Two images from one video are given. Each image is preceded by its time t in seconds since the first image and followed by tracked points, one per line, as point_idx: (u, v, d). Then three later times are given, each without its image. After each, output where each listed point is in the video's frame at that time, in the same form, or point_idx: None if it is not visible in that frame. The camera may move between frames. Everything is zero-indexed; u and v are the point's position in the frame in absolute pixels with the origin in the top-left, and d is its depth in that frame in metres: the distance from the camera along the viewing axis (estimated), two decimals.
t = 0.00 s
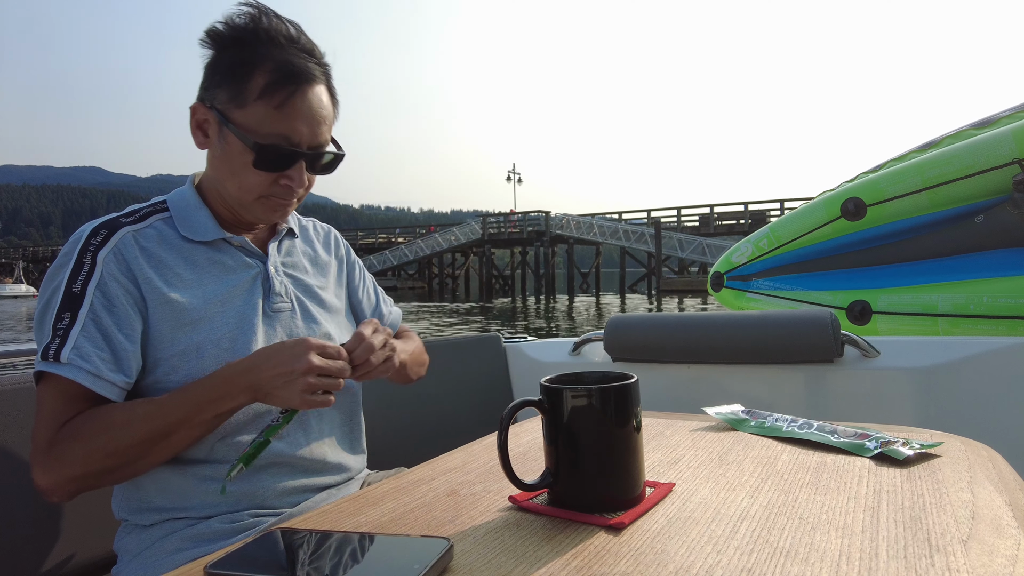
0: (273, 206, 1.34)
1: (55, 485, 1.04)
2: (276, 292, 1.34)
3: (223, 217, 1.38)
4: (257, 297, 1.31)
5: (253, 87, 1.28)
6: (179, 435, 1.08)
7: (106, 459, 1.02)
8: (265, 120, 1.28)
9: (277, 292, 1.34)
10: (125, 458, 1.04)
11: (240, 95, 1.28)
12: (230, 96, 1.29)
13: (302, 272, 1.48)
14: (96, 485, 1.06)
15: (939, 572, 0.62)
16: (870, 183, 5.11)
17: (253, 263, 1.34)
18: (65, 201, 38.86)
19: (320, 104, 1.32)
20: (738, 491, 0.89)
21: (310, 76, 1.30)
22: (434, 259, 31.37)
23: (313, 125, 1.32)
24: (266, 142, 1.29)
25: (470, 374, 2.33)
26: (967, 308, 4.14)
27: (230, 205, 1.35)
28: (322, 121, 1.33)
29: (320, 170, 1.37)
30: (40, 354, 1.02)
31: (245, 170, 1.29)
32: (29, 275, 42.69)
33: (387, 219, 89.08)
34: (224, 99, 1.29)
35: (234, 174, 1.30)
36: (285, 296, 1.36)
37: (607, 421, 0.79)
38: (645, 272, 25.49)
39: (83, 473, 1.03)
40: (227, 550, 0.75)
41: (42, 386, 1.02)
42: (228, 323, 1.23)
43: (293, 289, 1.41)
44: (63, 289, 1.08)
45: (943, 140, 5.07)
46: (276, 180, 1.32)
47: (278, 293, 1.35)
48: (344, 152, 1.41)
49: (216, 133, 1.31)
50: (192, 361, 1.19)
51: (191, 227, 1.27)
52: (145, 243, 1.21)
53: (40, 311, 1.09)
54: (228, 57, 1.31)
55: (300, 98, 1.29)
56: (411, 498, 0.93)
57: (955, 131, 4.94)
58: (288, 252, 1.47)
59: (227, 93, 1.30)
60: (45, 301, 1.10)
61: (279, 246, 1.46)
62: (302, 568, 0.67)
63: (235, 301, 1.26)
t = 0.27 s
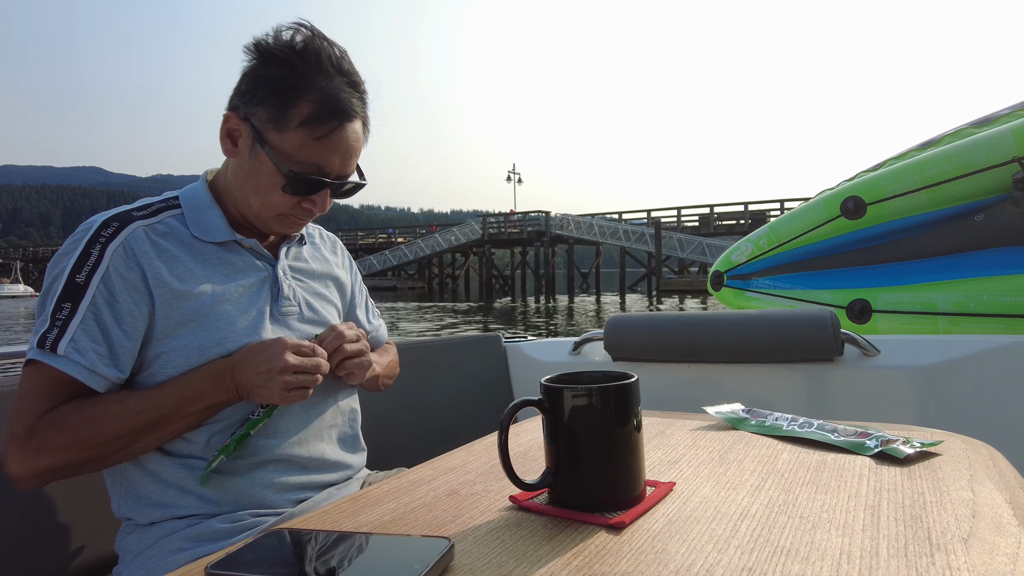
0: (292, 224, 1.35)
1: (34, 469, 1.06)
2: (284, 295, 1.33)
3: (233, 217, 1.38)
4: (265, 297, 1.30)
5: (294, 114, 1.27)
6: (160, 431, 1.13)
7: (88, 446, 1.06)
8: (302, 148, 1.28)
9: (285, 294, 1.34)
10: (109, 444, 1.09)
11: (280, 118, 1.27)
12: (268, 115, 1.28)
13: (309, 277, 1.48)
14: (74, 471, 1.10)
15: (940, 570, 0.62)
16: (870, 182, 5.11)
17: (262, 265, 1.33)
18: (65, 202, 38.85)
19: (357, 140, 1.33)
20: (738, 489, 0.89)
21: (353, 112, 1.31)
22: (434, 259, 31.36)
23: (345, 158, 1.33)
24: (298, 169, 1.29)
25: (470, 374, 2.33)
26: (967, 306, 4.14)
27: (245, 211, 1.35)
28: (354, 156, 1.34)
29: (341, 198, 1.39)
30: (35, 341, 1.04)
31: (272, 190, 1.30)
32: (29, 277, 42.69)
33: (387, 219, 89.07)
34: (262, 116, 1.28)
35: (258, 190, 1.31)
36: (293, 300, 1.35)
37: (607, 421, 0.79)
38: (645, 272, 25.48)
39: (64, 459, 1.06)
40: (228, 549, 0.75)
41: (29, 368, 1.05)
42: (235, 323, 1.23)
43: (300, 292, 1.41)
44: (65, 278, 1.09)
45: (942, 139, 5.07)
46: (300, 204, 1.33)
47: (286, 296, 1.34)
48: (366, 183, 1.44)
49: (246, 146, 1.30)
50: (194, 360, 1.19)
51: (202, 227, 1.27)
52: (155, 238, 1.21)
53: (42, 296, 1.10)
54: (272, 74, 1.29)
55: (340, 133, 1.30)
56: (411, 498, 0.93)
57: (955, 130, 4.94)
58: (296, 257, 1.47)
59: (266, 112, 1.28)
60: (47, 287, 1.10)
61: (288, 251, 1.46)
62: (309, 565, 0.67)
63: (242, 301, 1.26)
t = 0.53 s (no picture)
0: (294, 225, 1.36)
1: (33, 469, 1.07)
2: (286, 296, 1.33)
3: (235, 216, 1.38)
4: (266, 298, 1.30)
5: (298, 116, 1.26)
6: (156, 435, 1.13)
7: (86, 448, 1.07)
8: (305, 151, 1.28)
9: (287, 296, 1.34)
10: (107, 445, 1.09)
11: (284, 120, 1.27)
12: (272, 116, 1.27)
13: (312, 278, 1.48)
14: (72, 472, 1.10)
15: (940, 569, 0.62)
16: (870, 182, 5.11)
17: (264, 266, 1.33)
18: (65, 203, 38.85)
19: (360, 143, 1.33)
20: (739, 489, 0.89)
21: (357, 115, 1.30)
22: (434, 259, 31.36)
23: (349, 161, 1.33)
24: (301, 171, 1.29)
25: (470, 374, 2.33)
26: (967, 306, 4.14)
27: (247, 211, 1.36)
28: (358, 159, 1.34)
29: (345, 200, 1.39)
30: (34, 342, 1.04)
31: (274, 191, 1.30)
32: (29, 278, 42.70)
33: (386, 219, 89.06)
34: (265, 117, 1.27)
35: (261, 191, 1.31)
36: (295, 301, 1.35)
37: (607, 420, 0.79)
38: (645, 271, 25.48)
39: (62, 460, 1.06)
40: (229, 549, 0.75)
41: (28, 368, 1.05)
42: (235, 325, 1.23)
43: (303, 293, 1.41)
44: (65, 280, 1.09)
45: (942, 138, 5.07)
46: (302, 206, 1.33)
47: (288, 297, 1.34)
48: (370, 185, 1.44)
49: (250, 146, 1.30)
50: (194, 362, 1.18)
51: (202, 227, 1.27)
52: (156, 238, 1.21)
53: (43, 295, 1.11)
54: (277, 75, 1.29)
55: (344, 136, 1.29)
56: (411, 498, 0.93)
57: (954, 129, 4.94)
58: (299, 257, 1.47)
59: (269, 114, 1.28)
60: (48, 287, 1.11)
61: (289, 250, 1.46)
62: (311, 564, 0.67)
63: (243, 302, 1.26)
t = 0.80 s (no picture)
0: (288, 217, 1.34)
1: (43, 474, 1.08)
2: (284, 295, 1.34)
3: (233, 216, 1.38)
4: (265, 297, 1.30)
5: (283, 104, 1.26)
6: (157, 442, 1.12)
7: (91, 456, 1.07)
8: (292, 138, 1.27)
9: (285, 294, 1.34)
10: (114, 452, 1.09)
11: (269, 108, 1.26)
12: (258, 106, 1.28)
13: (311, 277, 1.48)
14: (79, 478, 1.10)
15: (940, 569, 0.62)
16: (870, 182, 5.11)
17: (261, 265, 1.33)
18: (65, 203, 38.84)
19: (350, 127, 1.31)
20: (739, 489, 0.89)
21: (343, 98, 1.29)
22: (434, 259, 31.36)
23: (339, 147, 1.31)
24: (290, 159, 1.28)
25: (470, 374, 2.33)
26: (967, 306, 4.14)
27: (242, 207, 1.35)
28: (348, 144, 1.32)
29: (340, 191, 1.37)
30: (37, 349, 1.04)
31: (264, 182, 1.29)
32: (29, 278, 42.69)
33: (387, 219, 89.06)
34: (252, 106, 1.28)
35: (253, 183, 1.30)
36: (293, 299, 1.36)
37: (607, 420, 0.79)
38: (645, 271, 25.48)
39: (70, 466, 1.07)
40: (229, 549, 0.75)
41: (35, 377, 1.06)
42: (235, 326, 1.23)
43: (301, 292, 1.41)
44: (65, 287, 1.09)
45: (942, 138, 5.07)
46: (293, 196, 1.31)
47: (286, 296, 1.35)
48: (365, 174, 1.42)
49: (238, 138, 1.30)
50: (195, 364, 1.19)
51: (199, 227, 1.27)
52: (152, 240, 1.21)
53: (44, 303, 1.11)
54: (261, 64, 1.29)
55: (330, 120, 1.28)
56: (411, 498, 0.93)
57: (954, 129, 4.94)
58: (297, 256, 1.47)
59: (255, 104, 1.28)
60: (49, 294, 1.11)
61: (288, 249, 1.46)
62: (309, 565, 0.67)
63: (241, 302, 1.26)
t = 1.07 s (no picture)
0: (263, 215, 1.30)
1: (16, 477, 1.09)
2: (278, 298, 1.32)
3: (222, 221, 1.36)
4: (259, 302, 1.29)
5: (244, 95, 1.23)
6: (121, 473, 1.11)
7: (62, 468, 1.08)
8: (255, 130, 1.23)
9: (279, 297, 1.32)
10: (82, 470, 1.09)
11: (230, 102, 1.24)
12: (220, 101, 1.26)
13: (308, 278, 1.46)
14: (50, 485, 1.12)
15: (939, 570, 0.62)
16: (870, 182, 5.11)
17: (256, 268, 1.32)
18: (65, 202, 38.81)
19: (314, 115, 1.26)
20: (738, 489, 0.89)
21: (304, 85, 1.25)
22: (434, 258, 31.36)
23: (305, 137, 1.26)
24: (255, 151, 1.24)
25: (470, 374, 2.33)
26: (966, 306, 4.14)
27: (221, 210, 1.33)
28: (315, 133, 1.27)
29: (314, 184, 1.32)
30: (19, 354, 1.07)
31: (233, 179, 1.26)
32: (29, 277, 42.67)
33: (386, 219, 89.07)
34: (214, 102, 1.26)
35: (223, 182, 1.27)
36: (288, 302, 1.34)
37: (607, 420, 0.79)
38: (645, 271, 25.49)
39: (41, 473, 1.08)
40: (229, 548, 0.75)
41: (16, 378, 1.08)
42: (224, 334, 1.22)
43: (297, 294, 1.40)
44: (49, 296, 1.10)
45: (942, 139, 5.07)
46: (265, 191, 1.27)
47: (281, 299, 1.33)
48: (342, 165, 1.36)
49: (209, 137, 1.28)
50: (184, 371, 1.19)
51: (192, 231, 1.26)
52: (141, 249, 1.20)
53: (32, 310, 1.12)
54: (225, 58, 1.27)
55: (291, 108, 1.24)
56: (411, 497, 0.93)
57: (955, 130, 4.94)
58: (294, 257, 1.46)
59: (217, 99, 1.26)
60: (37, 301, 1.12)
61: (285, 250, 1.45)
62: (304, 569, 0.67)
63: (233, 309, 1.25)
